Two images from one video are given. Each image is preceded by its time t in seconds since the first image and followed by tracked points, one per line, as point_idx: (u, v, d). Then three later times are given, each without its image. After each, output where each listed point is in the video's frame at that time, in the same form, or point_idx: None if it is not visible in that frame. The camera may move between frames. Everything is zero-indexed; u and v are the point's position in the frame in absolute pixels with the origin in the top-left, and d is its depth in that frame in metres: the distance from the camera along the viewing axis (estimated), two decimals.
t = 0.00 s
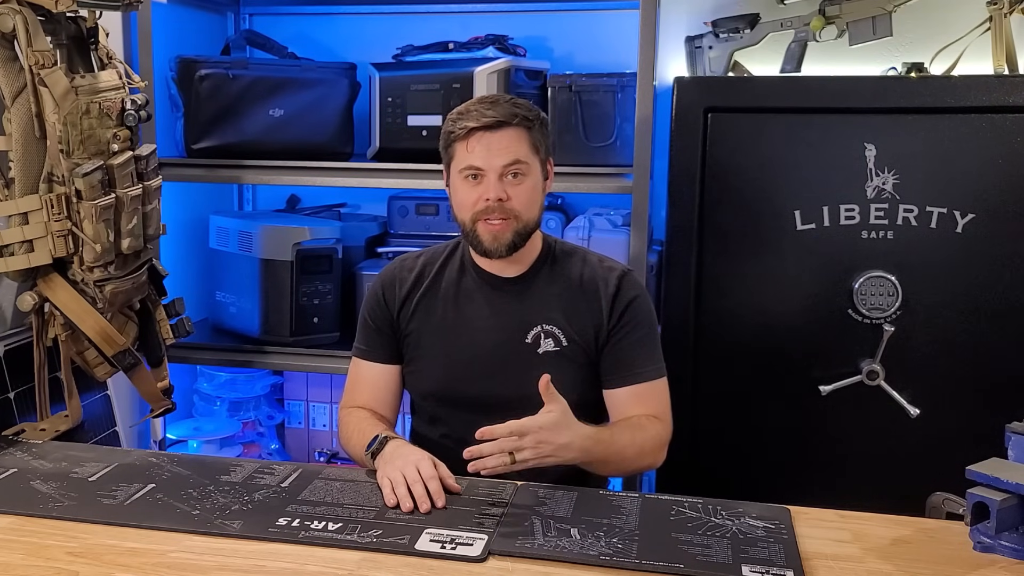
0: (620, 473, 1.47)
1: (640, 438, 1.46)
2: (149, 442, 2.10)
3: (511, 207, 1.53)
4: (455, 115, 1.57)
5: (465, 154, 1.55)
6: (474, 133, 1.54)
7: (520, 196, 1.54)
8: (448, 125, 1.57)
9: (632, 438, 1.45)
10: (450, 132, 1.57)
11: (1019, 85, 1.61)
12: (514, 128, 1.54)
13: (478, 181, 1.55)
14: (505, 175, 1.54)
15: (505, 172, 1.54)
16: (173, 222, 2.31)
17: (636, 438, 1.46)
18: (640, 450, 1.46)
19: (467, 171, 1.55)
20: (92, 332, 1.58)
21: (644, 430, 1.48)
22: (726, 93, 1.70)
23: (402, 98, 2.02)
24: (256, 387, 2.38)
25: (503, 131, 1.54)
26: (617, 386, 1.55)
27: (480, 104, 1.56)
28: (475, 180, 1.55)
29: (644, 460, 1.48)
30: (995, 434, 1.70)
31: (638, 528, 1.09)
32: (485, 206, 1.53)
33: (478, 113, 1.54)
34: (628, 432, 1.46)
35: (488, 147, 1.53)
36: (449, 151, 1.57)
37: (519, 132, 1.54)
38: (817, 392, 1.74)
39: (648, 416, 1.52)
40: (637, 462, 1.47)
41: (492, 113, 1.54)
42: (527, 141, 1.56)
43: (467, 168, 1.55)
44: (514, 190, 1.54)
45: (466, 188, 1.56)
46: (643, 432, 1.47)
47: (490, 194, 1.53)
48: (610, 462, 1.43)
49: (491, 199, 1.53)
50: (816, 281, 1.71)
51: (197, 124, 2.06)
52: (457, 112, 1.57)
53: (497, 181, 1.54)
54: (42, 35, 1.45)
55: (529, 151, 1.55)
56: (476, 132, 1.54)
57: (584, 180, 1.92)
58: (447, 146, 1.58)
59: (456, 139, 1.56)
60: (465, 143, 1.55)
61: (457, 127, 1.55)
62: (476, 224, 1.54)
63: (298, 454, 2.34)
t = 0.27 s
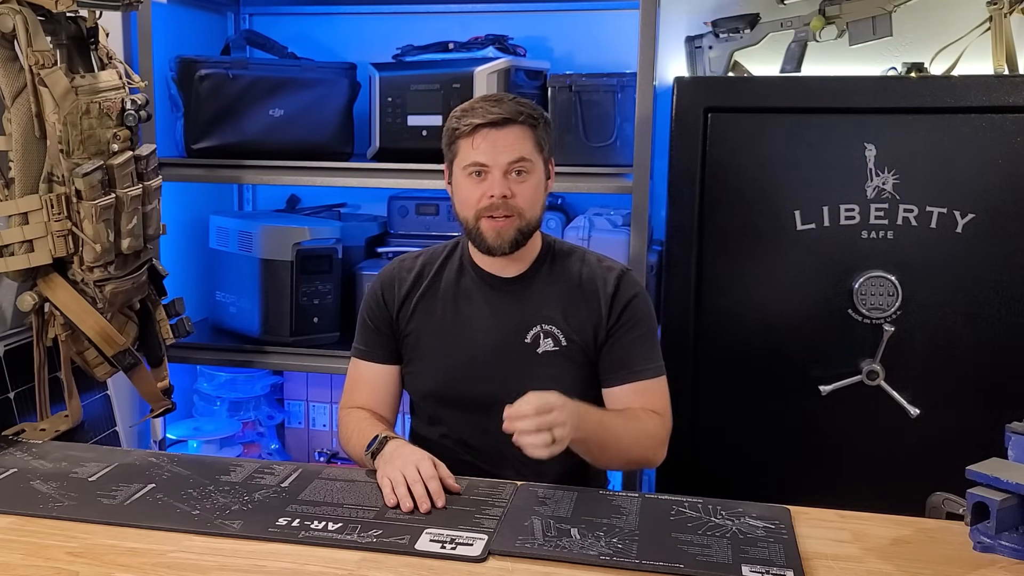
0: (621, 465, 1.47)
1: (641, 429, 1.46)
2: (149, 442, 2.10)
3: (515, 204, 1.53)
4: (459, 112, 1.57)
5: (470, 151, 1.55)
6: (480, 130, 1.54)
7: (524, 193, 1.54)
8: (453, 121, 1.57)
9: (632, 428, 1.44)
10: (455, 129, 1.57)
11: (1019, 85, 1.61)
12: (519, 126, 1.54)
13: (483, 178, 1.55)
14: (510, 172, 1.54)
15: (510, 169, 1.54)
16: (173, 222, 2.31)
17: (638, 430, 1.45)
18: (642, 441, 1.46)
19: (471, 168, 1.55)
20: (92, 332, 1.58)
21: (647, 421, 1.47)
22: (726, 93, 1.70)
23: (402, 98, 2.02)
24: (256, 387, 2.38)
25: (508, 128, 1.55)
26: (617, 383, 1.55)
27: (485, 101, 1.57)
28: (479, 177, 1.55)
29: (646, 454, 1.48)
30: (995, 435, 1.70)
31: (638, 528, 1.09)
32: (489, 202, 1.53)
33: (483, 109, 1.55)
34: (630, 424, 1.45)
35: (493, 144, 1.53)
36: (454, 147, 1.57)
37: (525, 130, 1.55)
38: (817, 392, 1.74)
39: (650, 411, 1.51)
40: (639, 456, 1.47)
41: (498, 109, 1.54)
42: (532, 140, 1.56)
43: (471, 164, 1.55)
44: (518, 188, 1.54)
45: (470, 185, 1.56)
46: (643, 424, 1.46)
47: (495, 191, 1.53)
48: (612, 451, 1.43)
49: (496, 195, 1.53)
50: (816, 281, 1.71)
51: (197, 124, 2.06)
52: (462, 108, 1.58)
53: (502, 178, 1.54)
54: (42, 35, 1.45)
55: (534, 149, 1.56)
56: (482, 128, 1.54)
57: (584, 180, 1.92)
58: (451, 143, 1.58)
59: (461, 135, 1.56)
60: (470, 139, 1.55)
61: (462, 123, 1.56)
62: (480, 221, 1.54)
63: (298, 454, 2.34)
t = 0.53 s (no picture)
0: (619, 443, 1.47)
1: (643, 408, 1.45)
2: (149, 442, 2.10)
3: (531, 205, 1.52)
4: (470, 113, 1.56)
5: (485, 151, 1.53)
6: (495, 130, 1.53)
7: (540, 193, 1.53)
8: (465, 122, 1.55)
9: (635, 405, 1.44)
10: (466, 130, 1.55)
11: (1019, 85, 1.61)
12: (533, 126, 1.54)
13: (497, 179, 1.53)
14: (525, 173, 1.53)
15: (524, 170, 1.52)
16: (173, 222, 2.31)
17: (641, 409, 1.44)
18: (643, 422, 1.45)
19: (486, 169, 1.53)
20: (92, 332, 1.58)
21: (651, 403, 1.46)
22: (726, 93, 1.70)
23: (402, 98, 2.02)
24: (256, 387, 2.38)
25: (521, 129, 1.54)
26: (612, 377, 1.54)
27: (496, 102, 1.56)
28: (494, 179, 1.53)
29: (644, 435, 1.47)
30: (995, 434, 1.70)
31: (639, 528, 1.09)
32: (506, 204, 1.51)
33: (496, 110, 1.54)
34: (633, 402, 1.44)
35: (507, 145, 1.52)
36: (465, 149, 1.56)
37: (536, 130, 1.54)
38: (817, 392, 1.74)
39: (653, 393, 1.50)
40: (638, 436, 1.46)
41: (510, 110, 1.54)
42: (544, 140, 1.56)
43: (485, 166, 1.53)
44: (533, 189, 1.53)
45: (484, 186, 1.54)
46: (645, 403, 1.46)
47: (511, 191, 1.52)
48: (612, 426, 1.43)
49: (513, 197, 1.50)
50: (816, 281, 1.71)
51: (197, 124, 2.06)
52: (472, 110, 1.56)
53: (518, 179, 1.52)
54: (42, 35, 1.45)
55: (546, 150, 1.55)
56: (495, 129, 1.53)
57: (584, 180, 1.92)
58: (462, 143, 1.56)
59: (474, 137, 1.54)
60: (484, 140, 1.53)
61: (475, 123, 1.54)
62: (495, 223, 1.52)
63: (298, 454, 2.34)
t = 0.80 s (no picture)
0: (614, 454, 1.48)
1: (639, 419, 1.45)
2: (149, 442, 2.10)
3: (535, 206, 1.54)
4: (477, 112, 1.56)
5: (491, 152, 1.54)
6: (502, 131, 1.53)
7: (543, 196, 1.55)
8: (471, 121, 1.55)
9: (630, 416, 1.44)
10: (472, 130, 1.55)
11: (1019, 85, 1.61)
12: (539, 129, 1.55)
13: (502, 180, 1.54)
14: (530, 174, 1.54)
15: (529, 171, 1.54)
16: (173, 222, 2.31)
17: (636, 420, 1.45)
18: (637, 433, 1.46)
19: (491, 169, 1.54)
20: (92, 332, 1.58)
21: (646, 413, 1.47)
22: (726, 93, 1.70)
23: (402, 98, 2.02)
24: (256, 387, 2.38)
25: (527, 131, 1.54)
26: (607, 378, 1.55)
27: (504, 103, 1.56)
28: (498, 179, 1.54)
29: (639, 446, 1.48)
30: (994, 434, 1.70)
31: (639, 528, 1.09)
32: (510, 205, 1.52)
33: (503, 111, 1.54)
34: (628, 414, 1.44)
35: (513, 146, 1.53)
36: (471, 148, 1.56)
37: (543, 132, 1.55)
38: (817, 393, 1.74)
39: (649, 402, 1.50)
40: (634, 446, 1.47)
41: (518, 111, 1.54)
42: (548, 143, 1.57)
43: (491, 166, 1.54)
44: (537, 190, 1.55)
45: (488, 186, 1.55)
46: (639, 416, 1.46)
47: (516, 193, 1.53)
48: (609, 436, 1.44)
49: (518, 198, 1.52)
50: (816, 281, 1.71)
51: (197, 124, 2.06)
52: (478, 109, 1.56)
53: (522, 180, 1.53)
54: (42, 35, 1.45)
55: (550, 152, 1.57)
56: (502, 130, 1.53)
57: (584, 180, 1.92)
58: (467, 143, 1.57)
59: (480, 136, 1.55)
60: (490, 140, 1.54)
61: (482, 124, 1.54)
62: (498, 223, 1.53)
63: (298, 454, 2.34)
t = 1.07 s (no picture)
0: (614, 455, 1.48)
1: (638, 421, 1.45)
2: (149, 442, 2.10)
3: (533, 207, 1.54)
4: (477, 112, 1.56)
5: (490, 151, 1.53)
6: (501, 131, 1.53)
7: (541, 196, 1.55)
8: (471, 120, 1.55)
9: (629, 418, 1.44)
10: (472, 129, 1.55)
11: (1019, 85, 1.61)
12: (539, 128, 1.55)
13: (500, 179, 1.54)
14: (528, 174, 1.54)
15: (528, 171, 1.54)
16: (173, 222, 2.31)
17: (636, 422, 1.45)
18: (637, 434, 1.46)
19: (490, 169, 1.54)
20: (92, 332, 1.58)
21: (646, 414, 1.47)
22: (726, 93, 1.70)
23: (402, 98, 2.01)
24: (256, 387, 2.38)
25: (527, 131, 1.54)
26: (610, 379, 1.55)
27: (504, 102, 1.56)
28: (497, 178, 1.54)
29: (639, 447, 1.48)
30: (994, 434, 1.70)
31: (639, 528, 1.09)
32: (508, 204, 1.52)
33: (503, 111, 1.54)
34: (628, 415, 1.44)
35: (512, 145, 1.53)
36: (470, 147, 1.56)
37: (542, 132, 1.55)
38: (817, 393, 1.74)
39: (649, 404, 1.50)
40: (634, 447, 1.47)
41: (518, 111, 1.54)
42: (548, 142, 1.57)
43: (490, 165, 1.54)
44: (536, 190, 1.55)
45: (487, 186, 1.55)
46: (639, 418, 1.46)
47: (514, 192, 1.53)
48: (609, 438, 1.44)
49: (516, 197, 1.52)
50: (816, 281, 1.71)
51: (197, 124, 2.06)
52: (478, 109, 1.56)
53: (520, 179, 1.53)
54: (42, 35, 1.45)
55: (550, 152, 1.57)
56: (501, 129, 1.53)
57: (584, 180, 1.92)
58: (467, 142, 1.57)
59: (480, 136, 1.55)
60: (490, 139, 1.54)
61: (482, 123, 1.54)
62: (496, 223, 1.53)
63: (298, 454, 2.34)
